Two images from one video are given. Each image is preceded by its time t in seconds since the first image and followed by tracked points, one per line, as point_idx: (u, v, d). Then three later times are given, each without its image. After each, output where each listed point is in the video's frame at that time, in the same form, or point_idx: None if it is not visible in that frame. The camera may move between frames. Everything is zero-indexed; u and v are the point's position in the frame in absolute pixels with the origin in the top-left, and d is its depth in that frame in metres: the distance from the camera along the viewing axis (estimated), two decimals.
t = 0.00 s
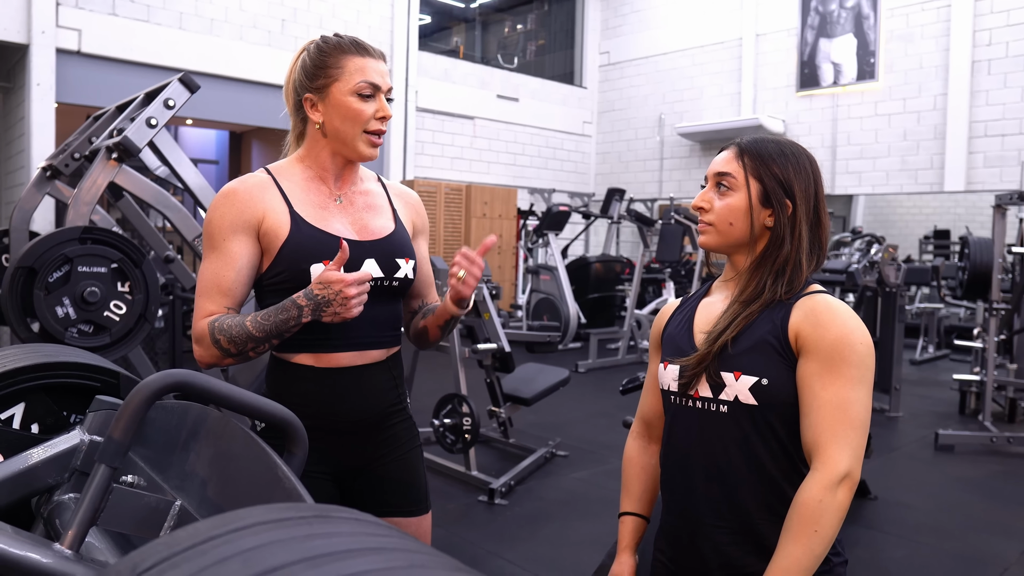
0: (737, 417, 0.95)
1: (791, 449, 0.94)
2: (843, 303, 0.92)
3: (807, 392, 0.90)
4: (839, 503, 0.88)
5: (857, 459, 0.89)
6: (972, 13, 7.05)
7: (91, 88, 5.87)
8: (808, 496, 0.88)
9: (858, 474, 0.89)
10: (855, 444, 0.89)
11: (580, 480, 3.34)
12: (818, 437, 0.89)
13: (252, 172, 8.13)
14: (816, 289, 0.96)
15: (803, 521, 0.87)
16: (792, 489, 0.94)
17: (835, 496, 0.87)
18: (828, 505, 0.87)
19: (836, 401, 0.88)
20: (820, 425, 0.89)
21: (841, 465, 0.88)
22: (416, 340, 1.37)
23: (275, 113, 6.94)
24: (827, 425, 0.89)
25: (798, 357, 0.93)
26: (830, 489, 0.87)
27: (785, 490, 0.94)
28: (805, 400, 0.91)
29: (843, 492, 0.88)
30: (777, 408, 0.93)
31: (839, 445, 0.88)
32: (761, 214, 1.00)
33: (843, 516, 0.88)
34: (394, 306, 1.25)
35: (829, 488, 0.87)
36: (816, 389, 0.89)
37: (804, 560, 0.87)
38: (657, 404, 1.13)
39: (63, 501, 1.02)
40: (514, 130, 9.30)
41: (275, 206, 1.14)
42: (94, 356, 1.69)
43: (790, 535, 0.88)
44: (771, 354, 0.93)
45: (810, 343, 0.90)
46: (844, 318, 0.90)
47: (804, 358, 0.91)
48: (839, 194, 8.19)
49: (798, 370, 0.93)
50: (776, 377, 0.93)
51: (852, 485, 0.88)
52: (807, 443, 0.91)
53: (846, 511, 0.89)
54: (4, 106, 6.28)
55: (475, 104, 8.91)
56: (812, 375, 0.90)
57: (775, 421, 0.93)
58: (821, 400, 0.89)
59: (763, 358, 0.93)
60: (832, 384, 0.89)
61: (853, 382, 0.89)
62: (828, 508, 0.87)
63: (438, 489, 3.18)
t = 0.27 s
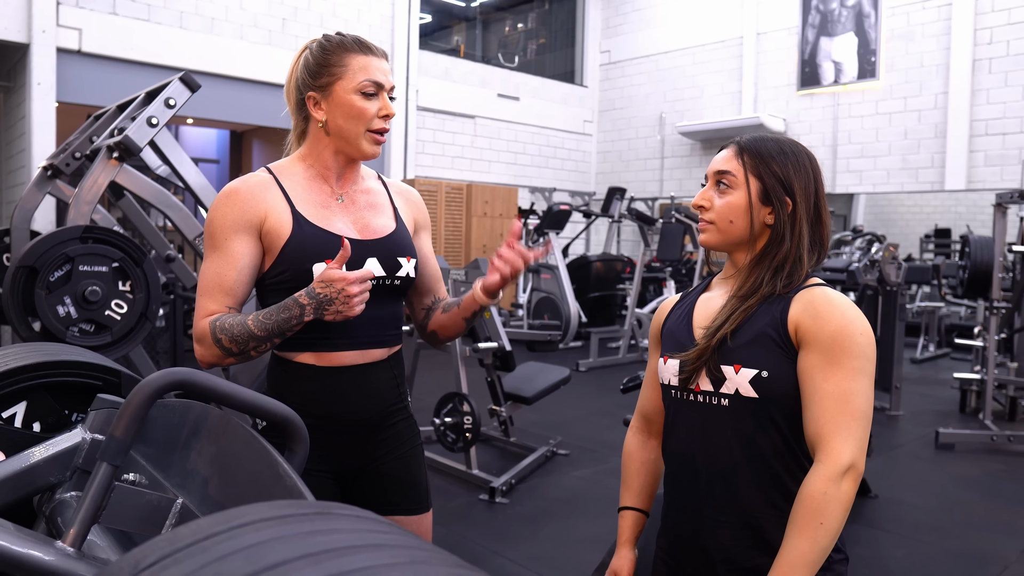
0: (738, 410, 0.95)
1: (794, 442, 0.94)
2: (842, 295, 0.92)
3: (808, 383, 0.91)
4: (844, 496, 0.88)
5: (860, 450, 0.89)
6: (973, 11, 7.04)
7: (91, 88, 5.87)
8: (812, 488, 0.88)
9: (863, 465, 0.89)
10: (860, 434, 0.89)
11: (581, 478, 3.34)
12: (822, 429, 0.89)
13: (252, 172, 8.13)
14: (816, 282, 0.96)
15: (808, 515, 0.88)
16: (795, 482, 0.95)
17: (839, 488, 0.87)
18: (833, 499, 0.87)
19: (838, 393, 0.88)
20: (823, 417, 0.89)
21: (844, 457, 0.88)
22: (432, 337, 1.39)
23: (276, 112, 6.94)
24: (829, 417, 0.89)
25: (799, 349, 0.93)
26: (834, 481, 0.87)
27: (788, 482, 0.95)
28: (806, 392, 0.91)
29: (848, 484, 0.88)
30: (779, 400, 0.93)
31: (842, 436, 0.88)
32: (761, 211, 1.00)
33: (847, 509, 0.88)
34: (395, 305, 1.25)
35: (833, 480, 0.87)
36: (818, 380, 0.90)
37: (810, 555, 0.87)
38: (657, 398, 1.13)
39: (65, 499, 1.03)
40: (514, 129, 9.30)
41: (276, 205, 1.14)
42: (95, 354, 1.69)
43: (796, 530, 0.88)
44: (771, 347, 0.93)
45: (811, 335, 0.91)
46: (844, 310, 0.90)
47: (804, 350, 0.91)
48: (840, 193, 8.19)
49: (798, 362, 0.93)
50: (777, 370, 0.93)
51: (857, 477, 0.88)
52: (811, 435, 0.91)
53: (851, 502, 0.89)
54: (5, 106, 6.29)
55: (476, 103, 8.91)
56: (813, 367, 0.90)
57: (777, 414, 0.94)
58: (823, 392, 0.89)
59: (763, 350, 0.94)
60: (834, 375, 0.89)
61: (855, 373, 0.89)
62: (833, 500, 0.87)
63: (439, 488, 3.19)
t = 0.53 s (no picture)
0: (737, 406, 0.95)
1: (791, 439, 0.94)
2: (840, 292, 0.92)
3: (805, 379, 0.91)
4: (838, 493, 0.88)
5: (856, 447, 0.89)
6: (972, 10, 7.04)
7: (91, 87, 5.87)
8: (807, 485, 0.88)
9: (859, 463, 0.89)
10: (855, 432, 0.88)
11: (581, 478, 3.34)
12: (818, 426, 0.89)
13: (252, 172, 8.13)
14: (815, 279, 0.96)
15: (802, 511, 0.88)
16: (792, 478, 0.95)
17: (835, 484, 0.87)
18: (828, 495, 0.87)
19: (835, 389, 0.88)
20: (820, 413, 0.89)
21: (840, 454, 0.88)
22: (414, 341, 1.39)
23: (276, 112, 6.94)
24: (826, 414, 0.89)
25: (796, 346, 0.93)
26: (829, 478, 0.87)
27: (784, 478, 0.95)
28: (803, 388, 0.91)
29: (842, 481, 0.88)
30: (776, 397, 0.93)
31: (838, 433, 0.88)
32: (762, 211, 1.00)
33: (842, 505, 0.88)
34: (395, 306, 1.25)
35: (828, 476, 0.87)
36: (815, 377, 0.90)
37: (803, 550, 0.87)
38: (657, 395, 1.13)
39: (64, 499, 1.03)
40: (514, 129, 9.30)
41: (276, 206, 1.14)
42: (96, 355, 1.69)
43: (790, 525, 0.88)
44: (770, 344, 0.93)
45: (808, 332, 0.91)
46: (841, 307, 0.90)
47: (802, 346, 0.91)
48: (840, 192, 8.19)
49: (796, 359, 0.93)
50: (774, 366, 0.93)
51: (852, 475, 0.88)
52: (807, 431, 0.91)
53: (845, 499, 0.88)
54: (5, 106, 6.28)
55: (475, 102, 8.90)
56: (811, 364, 0.90)
57: (774, 410, 0.94)
58: (820, 388, 0.89)
59: (761, 347, 0.94)
60: (831, 372, 0.89)
61: (852, 370, 0.89)
62: (827, 497, 0.87)
63: (439, 487, 3.19)
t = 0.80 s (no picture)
0: (737, 407, 0.95)
1: (791, 438, 0.94)
2: (839, 292, 0.93)
3: (805, 380, 0.91)
4: (838, 493, 0.88)
5: (856, 447, 0.89)
6: (970, 10, 7.05)
7: (90, 88, 5.87)
8: (806, 484, 0.88)
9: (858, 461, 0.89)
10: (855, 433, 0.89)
11: (580, 477, 3.34)
12: (817, 426, 0.89)
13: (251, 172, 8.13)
14: (814, 279, 0.96)
15: (803, 510, 0.88)
16: (792, 478, 0.95)
17: (834, 484, 0.87)
18: (828, 495, 0.87)
19: (834, 390, 0.89)
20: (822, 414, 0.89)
21: (841, 454, 0.88)
22: (421, 337, 1.39)
23: (275, 112, 6.94)
24: (828, 414, 0.89)
25: (795, 347, 0.93)
26: (829, 477, 0.88)
27: (783, 478, 0.95)
28: (803, 388, 0.91)
29: (843, 481, 0.88)
30: (775, 398, 0.93)
31: (838, 434, 0.88)
32: (762, 211, 1.01)
33: (840, 505, 0.88)
34: (394, 306, 1.25)
35: (828, 477, 0.88)
36: (814, 378, 0.90)
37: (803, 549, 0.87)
38: (657, 395, 1.13)
39: (64, 499, 1.03)
40: (513, 129, 9.30)
41: (275, 206, 1.14)
42: (95, 355, 1.70)
43: (790, 524, 0.89)
44: (768, 344, 0.94)
45: (807, 332, 0.91)
46: (841, 307, 0.90)
47: (801, 347, 0.91)
48: (839, 192, 8.19)
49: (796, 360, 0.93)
50: (773, 367, 0.93)
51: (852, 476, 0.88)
52: (807, 431, 0.91)
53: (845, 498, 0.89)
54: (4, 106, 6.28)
55: (474, 102, 8.90)
56: (810, 364, 0.90)
57: (774, 410, 0.94)
58: (819, 389, 0.89)
59: (760, 347, 0.94)
60: (831, 373, 0.89)
61: (852, 370, 0.89)
62: (827, 496, 0.87)
63: (439, 487, 3.19)
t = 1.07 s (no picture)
0: (742, 410, 0.96)
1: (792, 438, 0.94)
2: (846, 295, 0.93)
3: (806, 376, 0.90)
4: (810, 474, 0.85)
5: (850, 448, 0.87)
6: (969, 9, 7.05)
7: (90, 88, 5.87)
8: (791, 450, 0.86)
9: (847, 464, 0.87)
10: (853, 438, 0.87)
11: (580, 477, 3.35)
12: (812, 417, 0.88)
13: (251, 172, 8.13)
14: (819, 282, 0.96)
15: (778, 462, 0.85)
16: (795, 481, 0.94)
17: (816, 473, 0.85)
18: (803, 465, 0.85)
19: (834, 388, 0.87)
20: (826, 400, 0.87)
21: (837, 450, 0.86)
22: (418, 338, 1.39)
23: (274, 112, 6.94)
24: (831, 404, 0.87)
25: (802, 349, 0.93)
26: (814, 462, 0.85)
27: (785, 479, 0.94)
28: (804, 384, 0.90)
29: (826, 474, 0.86)
30: (779, 399, 0.94)
31: (835, 432, 0.86)
32: (765, 212, 1.01)
33: (807, 489, 0.86)
34: (393, 306, 1.25)
35: (814, 464, 0.85)
36: (814, 374, 0.89)
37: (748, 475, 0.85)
38: (661, 398, 1.13)
39: (64, 500, 1.03)
40: (513, 129, 9.30)
41: (273, 208, 1.14)
42: (95, 356, 1.70)
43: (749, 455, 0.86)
44: (774, 347, 0.94)
45: (813, 332, 0.91)
46: (847, 309, 0.90)
47: (806, 347, 0.91)
48: (839, 191, 8.19)
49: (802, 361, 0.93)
50: (779, 369, 0.93)
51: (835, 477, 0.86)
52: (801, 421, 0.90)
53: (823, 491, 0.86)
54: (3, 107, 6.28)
55: (474, 102, 8.90)
56: (814, 361, 0.90)
57: (778, 410, 0.94)
58: (819, 385, 0.88)
59: (769, 349, 0.94)
60: (831, 371, 0.88)
61: (854, 372, 0.88)
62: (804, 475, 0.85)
63: (439, 487, 3.19)
